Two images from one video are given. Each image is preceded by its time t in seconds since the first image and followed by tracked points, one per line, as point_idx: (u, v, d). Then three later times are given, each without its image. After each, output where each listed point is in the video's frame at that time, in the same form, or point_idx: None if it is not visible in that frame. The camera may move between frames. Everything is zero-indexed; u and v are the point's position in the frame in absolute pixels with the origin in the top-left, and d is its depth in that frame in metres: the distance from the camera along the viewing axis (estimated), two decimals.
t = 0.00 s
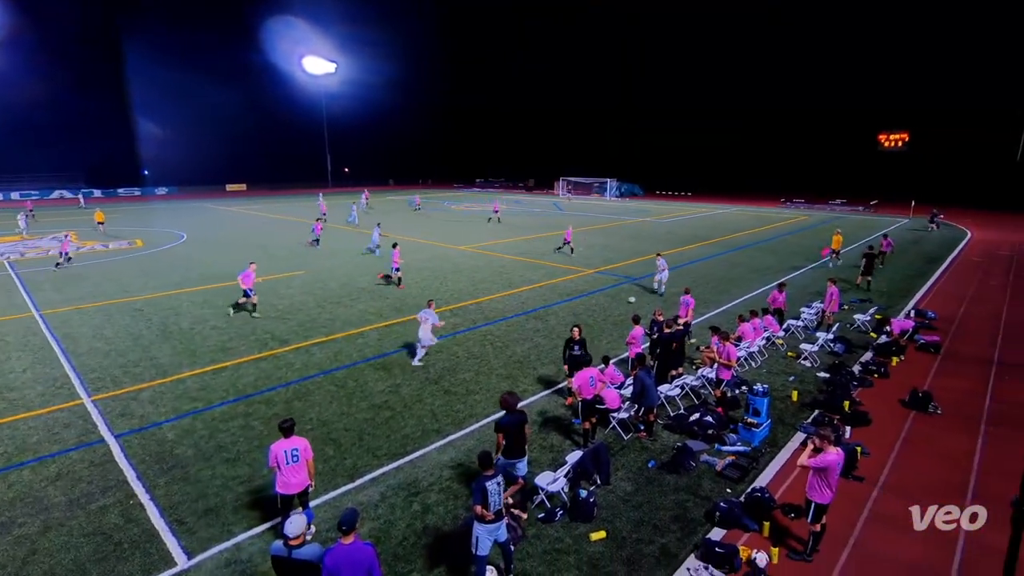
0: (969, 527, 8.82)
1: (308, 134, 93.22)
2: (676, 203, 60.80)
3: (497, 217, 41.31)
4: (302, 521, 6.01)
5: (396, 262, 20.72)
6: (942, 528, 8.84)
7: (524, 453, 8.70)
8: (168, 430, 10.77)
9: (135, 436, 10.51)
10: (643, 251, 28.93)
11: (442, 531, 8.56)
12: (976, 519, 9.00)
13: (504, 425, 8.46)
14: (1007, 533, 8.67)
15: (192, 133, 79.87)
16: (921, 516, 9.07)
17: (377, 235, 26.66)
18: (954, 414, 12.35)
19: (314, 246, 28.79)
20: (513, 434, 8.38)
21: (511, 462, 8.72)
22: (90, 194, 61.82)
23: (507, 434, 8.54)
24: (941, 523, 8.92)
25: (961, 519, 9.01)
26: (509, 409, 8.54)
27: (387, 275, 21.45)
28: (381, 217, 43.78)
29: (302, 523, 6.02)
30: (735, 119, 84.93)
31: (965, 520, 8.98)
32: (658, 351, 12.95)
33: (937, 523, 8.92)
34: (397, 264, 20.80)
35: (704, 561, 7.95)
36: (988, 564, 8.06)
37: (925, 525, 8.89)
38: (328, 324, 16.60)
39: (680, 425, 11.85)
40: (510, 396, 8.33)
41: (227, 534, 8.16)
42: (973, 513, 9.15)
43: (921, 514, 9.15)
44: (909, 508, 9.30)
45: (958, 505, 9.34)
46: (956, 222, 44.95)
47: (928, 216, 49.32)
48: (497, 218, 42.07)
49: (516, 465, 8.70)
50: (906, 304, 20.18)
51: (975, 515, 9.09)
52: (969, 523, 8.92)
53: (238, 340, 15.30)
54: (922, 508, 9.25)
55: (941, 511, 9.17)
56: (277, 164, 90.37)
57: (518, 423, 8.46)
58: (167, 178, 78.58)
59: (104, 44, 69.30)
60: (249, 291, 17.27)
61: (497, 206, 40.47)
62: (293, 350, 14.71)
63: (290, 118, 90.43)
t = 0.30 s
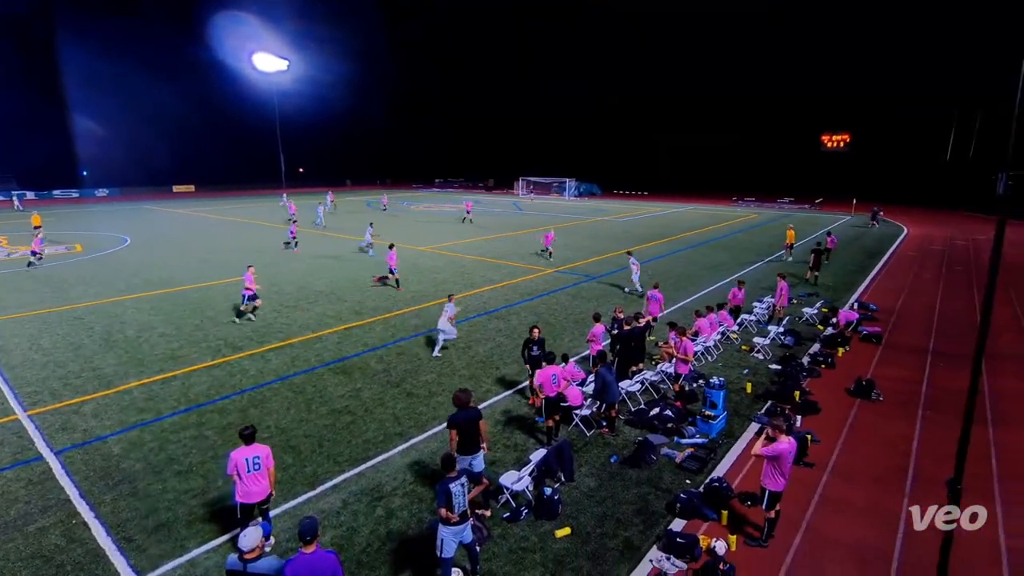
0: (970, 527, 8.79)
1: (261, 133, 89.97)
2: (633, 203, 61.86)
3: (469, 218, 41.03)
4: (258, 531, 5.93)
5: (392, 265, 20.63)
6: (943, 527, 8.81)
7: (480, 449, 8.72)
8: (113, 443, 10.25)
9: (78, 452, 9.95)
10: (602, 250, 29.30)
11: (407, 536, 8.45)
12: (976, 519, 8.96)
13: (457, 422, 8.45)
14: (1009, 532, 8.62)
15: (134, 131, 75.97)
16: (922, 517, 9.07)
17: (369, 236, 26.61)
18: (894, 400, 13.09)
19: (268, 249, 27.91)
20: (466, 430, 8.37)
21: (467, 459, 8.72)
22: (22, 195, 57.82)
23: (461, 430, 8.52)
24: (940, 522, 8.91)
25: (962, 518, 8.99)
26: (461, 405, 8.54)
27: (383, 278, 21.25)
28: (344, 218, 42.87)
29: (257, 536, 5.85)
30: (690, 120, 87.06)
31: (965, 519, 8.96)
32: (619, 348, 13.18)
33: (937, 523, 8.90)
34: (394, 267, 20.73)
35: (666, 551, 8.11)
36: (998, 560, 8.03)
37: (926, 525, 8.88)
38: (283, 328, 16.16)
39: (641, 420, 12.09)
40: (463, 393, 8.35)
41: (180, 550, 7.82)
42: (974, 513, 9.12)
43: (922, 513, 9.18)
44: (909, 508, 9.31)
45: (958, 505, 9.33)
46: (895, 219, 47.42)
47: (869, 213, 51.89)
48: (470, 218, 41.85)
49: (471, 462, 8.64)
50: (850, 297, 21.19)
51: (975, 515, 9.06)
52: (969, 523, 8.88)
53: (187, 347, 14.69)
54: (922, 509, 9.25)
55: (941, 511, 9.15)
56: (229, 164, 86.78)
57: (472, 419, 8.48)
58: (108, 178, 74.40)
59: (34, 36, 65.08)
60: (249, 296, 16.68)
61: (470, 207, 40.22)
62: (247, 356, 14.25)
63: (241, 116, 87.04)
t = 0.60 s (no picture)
0: (972, 528, 8.79)
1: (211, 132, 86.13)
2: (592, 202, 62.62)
3: (444, 218, 40.86)
4: (212, 546, 5.79)
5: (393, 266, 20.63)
6: (943, 528, 8.79)
7: (435, 445, 8.78)
8: (57, 459, 9.71)
9: (17, 469, 9.39)
10: (564, 249, 29.55)
11: (372, 541, 8.32)
12: (976, 520, 9.01)
13: (411, 419, 8.51)
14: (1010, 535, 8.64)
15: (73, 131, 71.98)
16: (930, 519, 8.96)
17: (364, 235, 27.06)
18: (843, 389, 13.70)
19: (220, 253, 26.96)
20: (421, 426, 8.45)
21: (423, 455, 8.79)
22: None
23: (415, 427, 8.60)
24: (942, 523, 8.88)
25: (962, 518, 9.00)
26: (416, 404, 8.60)
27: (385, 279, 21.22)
28: (306, 219, 41.93)
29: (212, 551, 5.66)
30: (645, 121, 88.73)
31: (965, 520, 8.97)
32: (581, 346, 13.34)
33: (941, 524, 8.86)
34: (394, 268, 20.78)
35: (632, 544, 8.25)
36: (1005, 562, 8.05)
37: (929, 525, 8.84)
38: (240, 333, 15.71)
39: (604, 416, 12.27)
40: (417, 391, 8.39)
41: (133, 567, 7.48)
42: (977, 515, 9.14)
43: (927, 515, 9.09)
44: (910, 509, 9.26)
45: (964, 508, 9.28)
46: (842, 216, 49.56)
47: (817, 211, 54.01)
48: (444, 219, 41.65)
49: (427, 457, 8.75)
50: (801, 292, 22.06)
51: (977, 516, 9.09)
52: (972, 524, 8.88)
53: (136, 355, 14.10)
54: (927, 510, 9.17)
55: (943, 513, 9.13)
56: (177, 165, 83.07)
57: (426, 417, 8.50)
58: (44, 180, 70.09)
59: None
60: (254, 299, 16.58)
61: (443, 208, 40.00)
62: (202, 363, 13.77)
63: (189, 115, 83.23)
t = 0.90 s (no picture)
0: (971, 527, 8.85)
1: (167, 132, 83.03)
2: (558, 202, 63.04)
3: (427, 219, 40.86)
4: (170, 558, 5.85)
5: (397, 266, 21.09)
6: (943, 528, 8.84)
7: (399, 443, 8.81)
8: (4, 475, 9.22)
9: None
10: (531, 249, 29.65)
11: (342, 548, 8.18)
12: (976, 519, 9.06)
13: (374, 418, 8.47)
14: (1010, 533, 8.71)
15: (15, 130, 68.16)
16: (925, 516, 9.05)
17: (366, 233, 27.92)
18: (801, 381, 14.19)
19: (177, 256, 26.03)
20: (385, 425, 8.46)
21: (387, 454, 8.78)
22: None
23: (378, 425, 8.60)
24: (941, 523, 8.93)
25: (962, 519, 9.05)
26: (381, 403, 8.55)
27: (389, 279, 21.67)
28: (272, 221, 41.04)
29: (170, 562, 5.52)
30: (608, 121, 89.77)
31: (965, 519, 9.02)
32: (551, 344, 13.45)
33: (940, 524, 8.90)
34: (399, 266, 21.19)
35: (602, 540, 8.33)
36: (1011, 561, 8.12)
37: (927, 524, 8.90)
38: (198, 339, 15.22)
39: (574, 414, 12.36)
40: (382, 391, 8.40)
41: None
42: (975, 514, 9.19)
43: (924, 513, 9.17)
44: (909, 508, 9.28)
45: (963, 508, 9.32)
46: (799, 214, 51.22)
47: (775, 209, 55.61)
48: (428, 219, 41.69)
49: (392, 456, 8.81)
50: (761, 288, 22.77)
51: (976, 515, 9.14)
52: (971, 523, 8.95)
53: (88, 364, 13.50)
54: (924, 508, 9.26)
55: (942, 512, 9.19)
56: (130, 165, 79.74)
57: (390, 416, 8.49)
58: None
59: None
60: (265, 302, 16.36)
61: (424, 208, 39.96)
62: (159, 371, 13.27)
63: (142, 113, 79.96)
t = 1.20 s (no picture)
0: (972, 527, 8.87)
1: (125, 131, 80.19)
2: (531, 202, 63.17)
3: (413, 218, 40.73)
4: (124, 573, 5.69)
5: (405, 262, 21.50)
6: (944, 528, 8.87)
7: (370, 442, 8.78)
8: None
9: None
10: (504, 249, 29.61)
11: (315, 554, 8.03)
12: (976, 519, 9.07)
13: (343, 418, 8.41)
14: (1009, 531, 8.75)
15: None
16: (924, 517, 9.07)
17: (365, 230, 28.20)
18: (768, 375, 14.55)
19: (138, 259, 25.12)
20: (354, 424, 8.42)
21: (357, 453, 8.73)
22: None
23: (348, 423, 8.55)
24: (942, 523, 8.95)
25: (962, 519, 9.05)
26: (350, 403, 8.50)
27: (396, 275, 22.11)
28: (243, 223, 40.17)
29: None
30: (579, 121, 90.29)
31: (965, 520, 9.03)
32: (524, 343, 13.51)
33: (940, 524, 8.94)
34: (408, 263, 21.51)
35: (578, 537, 8.41)
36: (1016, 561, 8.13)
37: (926, 524, 8.94)
38: (162, 344, 14.77)
39: (548, 413, 12.42)
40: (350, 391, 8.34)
41: None
42: (976, 514, 9.20)
43: (923, 514, 9.19)
44: (909, 509, 9.31)
45: (962, 508, 9.34)
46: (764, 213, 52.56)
47: (741, 208, 56.79)
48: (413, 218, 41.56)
49: (361, 456, 8.71)
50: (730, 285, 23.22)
51: (977, 515, 9.14)
52: (972, 523, 8.95)
53: (44, 372, 12.96)
54: (923, 509, 9.29)
55: (943, 512, 9.20)
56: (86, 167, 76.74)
57: (359, 415, 8.46)
58: None
59: None
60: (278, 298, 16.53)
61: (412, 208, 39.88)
62: (120, 378, 12.81)
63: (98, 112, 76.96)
